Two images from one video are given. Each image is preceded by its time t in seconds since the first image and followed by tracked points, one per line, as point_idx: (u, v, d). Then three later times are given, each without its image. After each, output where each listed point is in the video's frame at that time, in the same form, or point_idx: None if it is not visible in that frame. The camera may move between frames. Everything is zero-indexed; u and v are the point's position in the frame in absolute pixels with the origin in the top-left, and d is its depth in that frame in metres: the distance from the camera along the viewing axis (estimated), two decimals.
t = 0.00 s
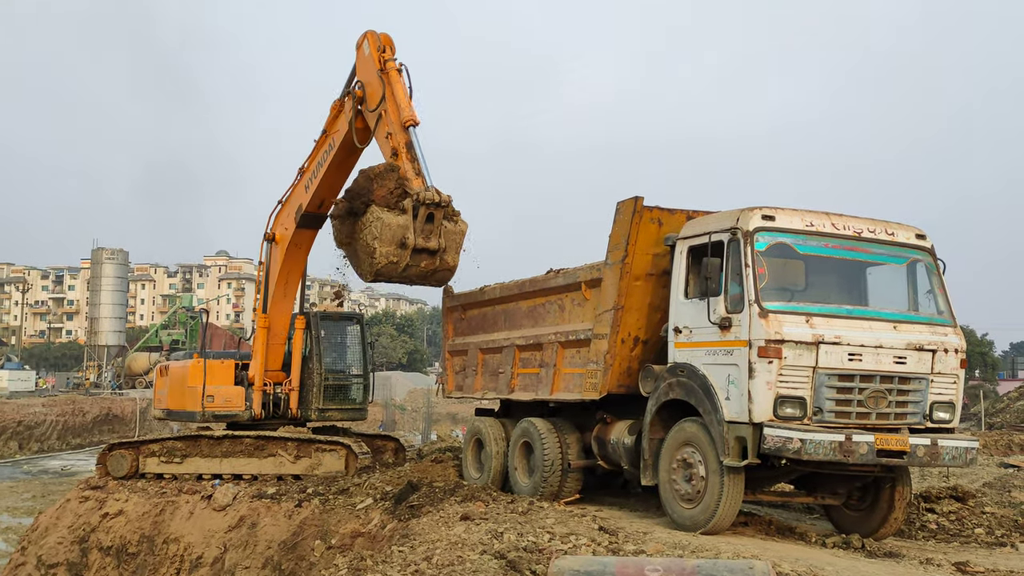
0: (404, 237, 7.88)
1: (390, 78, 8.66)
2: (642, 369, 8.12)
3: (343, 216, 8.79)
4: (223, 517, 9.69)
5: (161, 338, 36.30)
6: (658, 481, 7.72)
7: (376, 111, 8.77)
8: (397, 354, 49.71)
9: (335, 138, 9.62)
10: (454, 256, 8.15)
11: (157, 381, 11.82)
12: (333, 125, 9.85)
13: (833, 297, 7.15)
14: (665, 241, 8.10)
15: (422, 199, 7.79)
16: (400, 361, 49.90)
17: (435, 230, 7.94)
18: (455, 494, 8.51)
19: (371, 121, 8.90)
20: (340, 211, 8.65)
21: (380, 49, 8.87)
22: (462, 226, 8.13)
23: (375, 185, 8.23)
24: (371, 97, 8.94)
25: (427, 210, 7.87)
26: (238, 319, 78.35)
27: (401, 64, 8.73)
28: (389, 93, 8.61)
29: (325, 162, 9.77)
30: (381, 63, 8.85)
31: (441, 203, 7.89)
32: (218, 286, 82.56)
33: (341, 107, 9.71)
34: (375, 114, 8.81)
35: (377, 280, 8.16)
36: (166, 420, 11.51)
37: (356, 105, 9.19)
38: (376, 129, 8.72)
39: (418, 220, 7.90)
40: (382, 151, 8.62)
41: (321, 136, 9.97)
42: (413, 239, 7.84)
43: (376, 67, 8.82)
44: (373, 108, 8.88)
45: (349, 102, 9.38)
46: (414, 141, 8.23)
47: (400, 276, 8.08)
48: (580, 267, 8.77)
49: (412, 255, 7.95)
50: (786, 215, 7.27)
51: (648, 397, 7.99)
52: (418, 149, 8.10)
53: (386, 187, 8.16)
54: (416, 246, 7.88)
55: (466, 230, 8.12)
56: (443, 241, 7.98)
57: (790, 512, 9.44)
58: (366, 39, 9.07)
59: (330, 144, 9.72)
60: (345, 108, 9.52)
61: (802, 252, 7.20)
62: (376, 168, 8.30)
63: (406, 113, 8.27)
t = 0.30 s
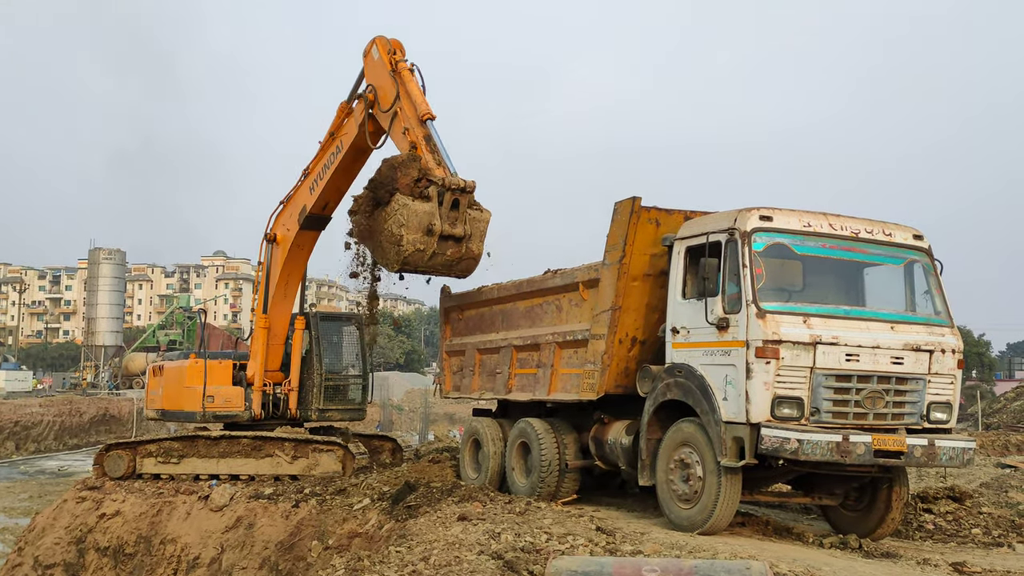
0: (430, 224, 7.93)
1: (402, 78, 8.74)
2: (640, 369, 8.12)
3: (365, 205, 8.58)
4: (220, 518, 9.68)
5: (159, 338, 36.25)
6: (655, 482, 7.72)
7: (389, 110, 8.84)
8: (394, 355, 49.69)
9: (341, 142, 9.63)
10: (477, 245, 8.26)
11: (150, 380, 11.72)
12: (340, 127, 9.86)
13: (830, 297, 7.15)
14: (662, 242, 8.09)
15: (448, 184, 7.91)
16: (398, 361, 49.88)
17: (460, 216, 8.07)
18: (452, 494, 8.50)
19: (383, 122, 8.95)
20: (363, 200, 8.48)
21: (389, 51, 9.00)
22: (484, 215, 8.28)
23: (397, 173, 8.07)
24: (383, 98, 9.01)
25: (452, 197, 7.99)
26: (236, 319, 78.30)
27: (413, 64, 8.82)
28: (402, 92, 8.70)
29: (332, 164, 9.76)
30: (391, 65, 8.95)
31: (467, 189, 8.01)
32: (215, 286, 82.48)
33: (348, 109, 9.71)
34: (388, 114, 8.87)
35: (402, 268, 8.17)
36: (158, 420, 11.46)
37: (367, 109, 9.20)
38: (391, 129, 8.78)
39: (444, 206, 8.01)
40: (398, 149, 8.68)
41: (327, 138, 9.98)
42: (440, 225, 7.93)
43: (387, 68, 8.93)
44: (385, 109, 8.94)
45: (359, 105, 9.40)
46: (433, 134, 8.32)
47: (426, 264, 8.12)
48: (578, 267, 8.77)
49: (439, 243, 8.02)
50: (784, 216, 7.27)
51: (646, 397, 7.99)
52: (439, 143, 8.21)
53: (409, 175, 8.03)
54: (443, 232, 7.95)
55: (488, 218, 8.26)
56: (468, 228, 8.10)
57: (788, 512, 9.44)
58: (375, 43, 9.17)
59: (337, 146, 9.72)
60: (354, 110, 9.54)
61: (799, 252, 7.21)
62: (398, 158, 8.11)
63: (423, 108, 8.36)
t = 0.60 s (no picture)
0: (460, 208, 8.07)
1: (417, 77, 8.85)
2: (637, 370, 8.12)
3: (392, 195, 8.46)
4: (218, 518, 9.67)
5: (157, 338, 36.22)
6: (653, 482, 7.72)
7: (404, 110, 8.85)
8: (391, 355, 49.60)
9: (349, 144, 9.63)
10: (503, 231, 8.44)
11: (142, 380, 11.66)
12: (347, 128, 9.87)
13: (827, 298, 7.16)
14: (661, 242, 8.10)
15: (476, 167, 8.14)
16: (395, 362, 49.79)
17: (488, 200, 8.27)
18: (450, 494, 8.50)
19: (398, 122, 8.95)
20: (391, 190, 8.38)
21: (399, 54, 9.09)
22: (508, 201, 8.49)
23: (423, 160, 8.01)
24: (396, 98, 9.04)
25: (478, 180, 8.21)
26: (234, 318, 78.19)
27: (427, 65, 8.95)
28: (417, 90, 8.78)
29: (340, 165, 9.75)
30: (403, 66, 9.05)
31: (493, 173, 8.27)
32: (213, 286, 82.40)
33: (357, 110, 9.71)
34: (403, 114, 8.89)
35: (431, 255, 8.18)
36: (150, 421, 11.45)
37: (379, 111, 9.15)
38: (407, 127, 8.78)
39: (472, 191, 8.20)
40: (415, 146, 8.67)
41: (334, 139, 9.98)
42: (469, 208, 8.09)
43: (399, 68, 9.00)
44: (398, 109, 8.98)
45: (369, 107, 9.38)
46: (454, 126, 8.40)
47: (455, 251, 8.19)
48: (576, 267, 8.76)
49: (468, 227, 8.15)
50: (782, 217, 7.28)
51: (644, 398, 7.99)
52: (462, 133, 8.31)
53: (436, 162, 8.00)
54: (472, 216, 8.13)
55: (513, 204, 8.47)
56: (494, 212, 8.28)
57: (785, 513, 9.45)
58: (384, 47, 9.23)
59: (345, 147, 9.70)
60: (364, 111, 9.54)
61: (797, 253, 7.21)
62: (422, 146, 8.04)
63: (441, 102, 8.50)
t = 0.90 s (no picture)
0: (492, 199, 8.03)
1: (434, 79, 8.80)
2: (637, 371, 8.11)
3: (419, 190, 8.54)
4: (217, 517, 9.67)
5: (156, 337, 36.21)
6: (652, 483, 7.72)
7: (423, 111, 8.79)
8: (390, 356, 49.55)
9: (361, 147, 9.66)
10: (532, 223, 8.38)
11: (135, 379, 11.59)
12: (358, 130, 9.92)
13: (827, 299, 7.16)
14: (661, 243, 8.10)
15: (507, 160, 8.03)
16: (394, 362, 49.75)
17: (519, 192, 8.19)
18: (449, 495, 8.49)
19: (418, 124, 8.88)
20: (419, 183, 8.45)
21: (415, 57, 9.05)
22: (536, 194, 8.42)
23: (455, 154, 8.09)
24: (414, 100, 8.96)
25: (509, 173, 8.12)
26: (233, 318, 78.13)
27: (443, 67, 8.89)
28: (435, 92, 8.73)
29: (352, 167, 9.78)
30: (420, 69, 9.01)
31: (522, 165, 8.15)
32: (212, 286, 82.38)
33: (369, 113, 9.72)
34: (422, 116, 8.83)
35: (462, 246, 8.16)
36: (144, 420, 11.42)
37: (397, 114, 9.09)
38: (427, 128, 8.71)
39: (503, 183, 8.12)
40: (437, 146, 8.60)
41: (345, 141, 10.01)
42: (502, 200, 8.04)
43: (416, 71, 8.96)
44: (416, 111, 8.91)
45: (384, 111, 9.35)
46: (476, 123, 8.30)
47: (487, 242, 8.17)
48: (576, 268, 8.75)
49: (499, 219, 8.11)
50: (781, 218, 7.28)
51: (643, 398, 7.99)
52: (483, 128, 8.12)
53: (466, 155, 8.06)
54: (504, 208, 8.07)
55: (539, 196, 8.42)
56: (524, 204, 8.22)
57: (783, 515, 9.46)
58: (399, 52, 9.20)
59: (357, 149, 9.71)
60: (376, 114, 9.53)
61: (797, 254, 7.22)
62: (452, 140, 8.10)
63: (463, 102, 8.42)
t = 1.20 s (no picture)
0: (524, 198, 8.03)
1: (453, 83, 8.89)
2: (637, 372, 8.11)
3: (448, 190, 8.62)
4: (216, 517, 9.67)
5: (156, 337, 36.21)
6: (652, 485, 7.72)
7: (444, 116, 8.87)
8: (390, 356, 49.54)
9: (373, 150, 9.74)
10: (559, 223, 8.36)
11: (129, 378, 11.49)
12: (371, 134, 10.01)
13: (827, 301, 7.16)
14: (661, 244, 8.10)
15: (538, 159, 8.08)
16: (394, 362, 49.74)
17: (548, 191, 8.20)
18: (449, 495, 8.48)
19: (439, 128, 8.93)
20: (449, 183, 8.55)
21: (432, 63, 9.17)
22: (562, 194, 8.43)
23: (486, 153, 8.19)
24: (433, 105, 9.04)
25: (539, 173, 8.15)
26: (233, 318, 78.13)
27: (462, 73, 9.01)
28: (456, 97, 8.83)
29: (364, 171, 9.86)
30: (437, 75, 9.12)
31: (551, 165, 8.19)
32: (212, 286, 82.39)
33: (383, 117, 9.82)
34: (443, 120, 8.90)
35: (495, 245, 8.13)
36: (139, 419, 11.39)
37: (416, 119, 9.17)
38: (448, 132, 8.77)
39: (533, 182, 8.15)
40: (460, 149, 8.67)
41: (356, 144, 10.08)
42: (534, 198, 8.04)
43: (434, 76, 9.06)
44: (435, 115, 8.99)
45: (400, 115, 9.41)
46: (499, 126, 8.38)
47: (518, 241, 8.14)
48: (576, 269, 8.75)
49: (531, 218, 8.10)
50: (782, 219, 7.28)
51: (643, 400, 7.99)
52: (512, 130, 8.20)
53: (496, 155, 8.16)
54: (536, 206, 8.06)
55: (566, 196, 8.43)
56: (553, 203, 8.22)
57: (783, 516, 9.45)
58: (416, 59, 9.30)
59: (370, 153, 9.79)
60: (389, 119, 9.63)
61: (797, 256, 7.22)
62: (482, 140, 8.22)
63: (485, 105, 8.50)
